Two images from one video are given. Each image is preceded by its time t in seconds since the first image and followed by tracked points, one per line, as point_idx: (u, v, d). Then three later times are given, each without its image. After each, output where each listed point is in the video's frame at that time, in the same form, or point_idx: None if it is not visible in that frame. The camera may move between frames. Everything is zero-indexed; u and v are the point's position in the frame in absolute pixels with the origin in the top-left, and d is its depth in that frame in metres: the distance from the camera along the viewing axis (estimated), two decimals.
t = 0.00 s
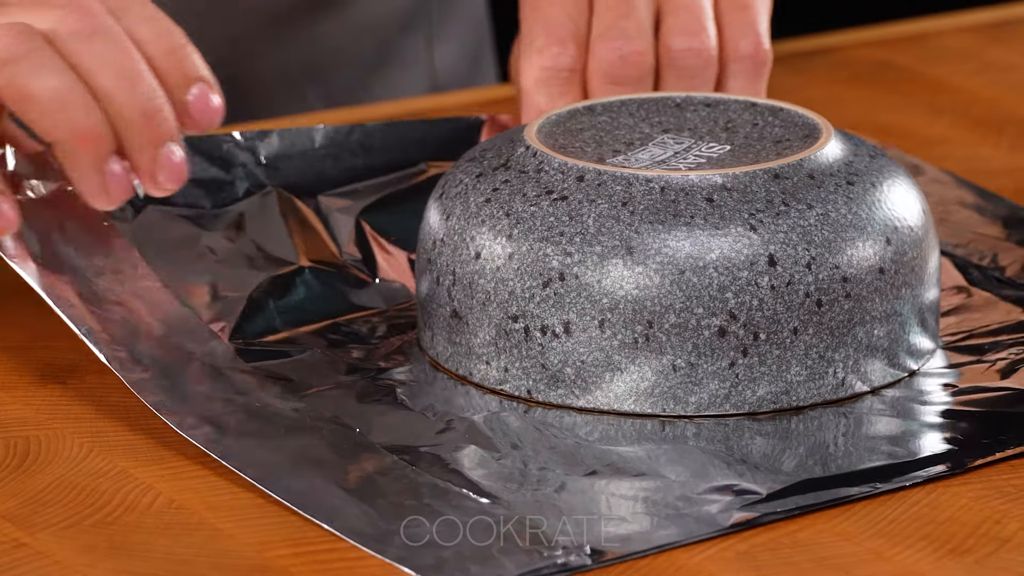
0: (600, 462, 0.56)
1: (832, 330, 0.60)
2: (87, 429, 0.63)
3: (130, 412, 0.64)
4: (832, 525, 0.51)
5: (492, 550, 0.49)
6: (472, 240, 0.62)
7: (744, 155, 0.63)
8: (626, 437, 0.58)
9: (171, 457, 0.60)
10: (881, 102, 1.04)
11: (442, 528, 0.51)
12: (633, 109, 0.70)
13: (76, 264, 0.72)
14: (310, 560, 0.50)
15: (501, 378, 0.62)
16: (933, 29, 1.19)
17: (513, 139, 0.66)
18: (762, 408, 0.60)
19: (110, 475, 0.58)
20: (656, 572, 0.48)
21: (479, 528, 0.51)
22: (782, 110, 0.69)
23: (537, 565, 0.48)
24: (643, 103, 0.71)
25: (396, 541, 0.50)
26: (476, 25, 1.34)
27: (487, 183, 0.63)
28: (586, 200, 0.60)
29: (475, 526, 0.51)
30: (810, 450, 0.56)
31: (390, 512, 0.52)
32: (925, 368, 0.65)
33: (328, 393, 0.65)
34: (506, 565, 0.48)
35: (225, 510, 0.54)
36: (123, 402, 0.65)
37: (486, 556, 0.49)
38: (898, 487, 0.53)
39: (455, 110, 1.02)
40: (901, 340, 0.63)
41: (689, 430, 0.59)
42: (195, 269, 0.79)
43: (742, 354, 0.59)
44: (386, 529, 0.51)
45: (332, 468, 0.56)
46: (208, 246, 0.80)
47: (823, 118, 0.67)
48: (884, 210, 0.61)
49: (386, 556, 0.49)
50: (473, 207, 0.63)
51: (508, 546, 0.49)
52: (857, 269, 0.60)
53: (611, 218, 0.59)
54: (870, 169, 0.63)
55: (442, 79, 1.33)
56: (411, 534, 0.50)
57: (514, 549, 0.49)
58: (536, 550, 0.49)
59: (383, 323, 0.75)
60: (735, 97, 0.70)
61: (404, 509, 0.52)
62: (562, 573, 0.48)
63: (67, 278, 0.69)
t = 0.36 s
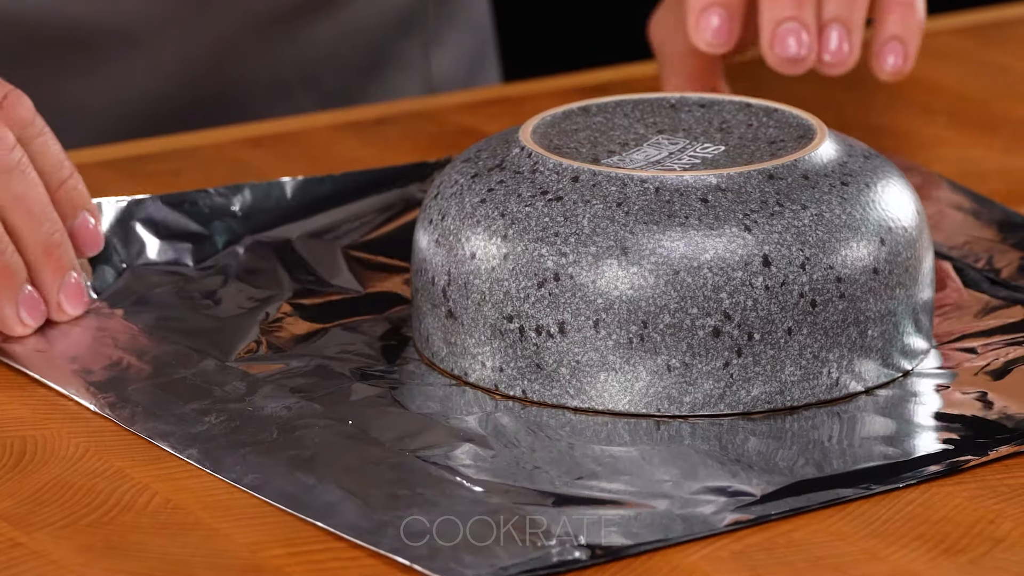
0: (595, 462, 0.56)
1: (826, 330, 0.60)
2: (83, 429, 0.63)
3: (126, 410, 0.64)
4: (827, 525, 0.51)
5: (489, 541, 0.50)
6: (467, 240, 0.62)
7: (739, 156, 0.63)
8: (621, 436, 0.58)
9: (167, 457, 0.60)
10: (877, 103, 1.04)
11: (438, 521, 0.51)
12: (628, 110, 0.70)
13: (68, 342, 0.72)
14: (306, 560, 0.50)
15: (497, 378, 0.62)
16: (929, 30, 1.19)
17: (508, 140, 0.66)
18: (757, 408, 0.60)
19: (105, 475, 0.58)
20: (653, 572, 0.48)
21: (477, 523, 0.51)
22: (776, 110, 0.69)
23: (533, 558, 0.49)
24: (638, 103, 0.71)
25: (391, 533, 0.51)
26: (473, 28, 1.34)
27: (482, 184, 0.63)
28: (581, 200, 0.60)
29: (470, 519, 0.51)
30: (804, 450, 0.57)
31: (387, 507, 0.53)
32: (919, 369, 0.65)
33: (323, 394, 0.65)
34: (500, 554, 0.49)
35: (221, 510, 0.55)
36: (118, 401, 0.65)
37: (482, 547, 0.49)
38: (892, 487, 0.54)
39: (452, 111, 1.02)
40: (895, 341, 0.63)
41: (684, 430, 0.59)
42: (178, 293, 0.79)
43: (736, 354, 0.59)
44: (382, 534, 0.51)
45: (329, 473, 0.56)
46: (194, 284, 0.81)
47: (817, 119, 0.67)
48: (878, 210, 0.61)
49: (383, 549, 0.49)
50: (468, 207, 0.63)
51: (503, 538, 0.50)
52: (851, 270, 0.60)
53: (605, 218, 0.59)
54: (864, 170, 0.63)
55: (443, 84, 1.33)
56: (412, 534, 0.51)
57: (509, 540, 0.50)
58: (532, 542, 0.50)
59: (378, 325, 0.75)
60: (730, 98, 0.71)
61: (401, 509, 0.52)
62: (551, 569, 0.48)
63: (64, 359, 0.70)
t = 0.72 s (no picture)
0: (590, 462, 0.56)
1: (819, 332, 0.60)
2: (80, 429, 0.63)
3: (122, 408, 0.64)
4: (821, 525, 0.51)
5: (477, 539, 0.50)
6: (461, 242, 0.62)
7: (733, 158, 0.63)
8: (615, 437, 0.58)
9: (163, 457, 0.60)
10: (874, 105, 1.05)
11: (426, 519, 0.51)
12: (622, 112, 0.70)
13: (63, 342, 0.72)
14: (302, 560, 0.50)
15: (491, 380, 0.62)
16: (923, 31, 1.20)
17: (503, 142, 0.67)
18: (750, 409, 0.60)
19: (102, 475, 0.59)
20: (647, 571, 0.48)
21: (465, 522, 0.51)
22: (772, 113, 0.69)
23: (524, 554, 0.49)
24: (632, 106, 0.71)
25: (380, 531, 0.51)
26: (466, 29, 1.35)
27: (477, 185, 0.63)
28: (575, 202, 0.60)
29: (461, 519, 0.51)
30: (797, 451, 0.57)
31: (378, 505, 0.53)
32: (913, 371, 0.65)
33: (320, 395, 0.65)
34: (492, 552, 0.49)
35: (217, 511, 0.55)
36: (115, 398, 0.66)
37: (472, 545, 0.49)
38: (885, 488, 0.54)
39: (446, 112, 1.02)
40: (888, 342, 0.63)
41: (677, 431, 0.59)
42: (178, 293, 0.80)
43: (729, 356, 0.59)
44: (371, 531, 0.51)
45: (325, 474, 0.56)
46: (190, 284, 0.81)
47: (812, 121, 0.67)
48: (872, 212, 0.62)
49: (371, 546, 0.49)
50: (463, 209, 0.63)
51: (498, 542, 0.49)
52: (845, 271, 0.60)
53: (599, 220, 0.59)
54: (858, 172, 0.63)
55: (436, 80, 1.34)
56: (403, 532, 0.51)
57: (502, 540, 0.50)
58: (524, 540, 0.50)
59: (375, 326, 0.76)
60: (725, 100, 0.70)
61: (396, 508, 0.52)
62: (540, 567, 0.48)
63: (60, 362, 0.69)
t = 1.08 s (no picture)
0: (585, 461, 0.56)
1: (813, 332, 0.60)
2: (76, 429, 0.63)
3: (118, 408, 0.65)
4: (815, 525, 0.52)
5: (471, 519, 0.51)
6: (456, 242, 0.62)
7: (727, 159, 0.64)
8: (610, 437, 0.58)
9: (160, 457, 0.60)
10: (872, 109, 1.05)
11: (422, 498, 0.52)
12: (618, 113, 0.70)
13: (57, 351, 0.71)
14: (298, 560, 0.51)
15: (486, 379, 0.63)
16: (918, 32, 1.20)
17: (498, 142, 0.67)
18: (744, 409, 0.60)
19: (99, 475, 0.59)
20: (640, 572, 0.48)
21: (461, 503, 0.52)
22: (766, 113, 0.69)
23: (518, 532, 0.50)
24: (628, 106, 0.71)
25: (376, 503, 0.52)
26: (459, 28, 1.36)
27: (472, 186, 0.64)
28: (570, 202, 0.60)
29: (458, 503, 0.52)
30: (792, 450, 0.57)
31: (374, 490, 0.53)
32: (908, 371, 0.65)
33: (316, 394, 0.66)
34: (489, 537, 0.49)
35: (213, 510, 0.55)
36: (112, 399, 0.66)
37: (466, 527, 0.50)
38: (879, 487, 0.54)
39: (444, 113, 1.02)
40: (882, 342, 0.63)
41: (672, 431, 0.59)
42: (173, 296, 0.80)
43: (723, 356, 0.59)
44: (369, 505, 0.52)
45: (322, 465, 0.56)
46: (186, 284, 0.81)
47: (806, 121, 0.67)
48: (866, 213, 0.62)
49: (369, 511, 0.51)
50: (458, 210, 0.63)
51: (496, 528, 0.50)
52: (839, 272, 0.60)
53: (594, 220, 0.59)
54: (852, 173, 0.63)
55: (427, 80, 1.35)
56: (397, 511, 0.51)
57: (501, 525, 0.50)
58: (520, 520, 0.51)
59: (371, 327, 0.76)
60: (721, 101, 0.71)
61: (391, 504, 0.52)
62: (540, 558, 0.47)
63: (54, 368, 0.69)
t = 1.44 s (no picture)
0: (581, 462, 0.56)
1: (807, 332, 0.60)
2: (72, 429, 0.63)
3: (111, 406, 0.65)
4: (809, 525, 0.52)
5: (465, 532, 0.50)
6: (451, 242, 0.63)
7: (722, 160, 0.64)
8: (604, 436, 0.58)
9: (154, 457, 0.60)
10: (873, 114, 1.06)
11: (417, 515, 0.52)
12: (613, 113, 0.71)
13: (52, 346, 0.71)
14: (294, 559, 0.51)
15: (480, 380, 0.63)
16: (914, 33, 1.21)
17: (493, 143, 0.67)
18: (738, 409, 0.60)
19: (95, 475, 0.59)
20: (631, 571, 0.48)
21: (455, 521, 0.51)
22: (761, 114, 0.69)
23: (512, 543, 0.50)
24: (623, 106, 0.71)
25: (369, 528, 0.51)
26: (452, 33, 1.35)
27: (467, 187, 0.64)
28: (564, 203, 0.60)
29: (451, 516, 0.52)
30: (786, 450, 0.57)
31: (365, 501, 0.53)
32: (901, 371, 0.66)
33: (312, 397, 0.66)
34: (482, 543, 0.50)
35: (209, 510, 0.55)
36: (102, 397, 0.66)
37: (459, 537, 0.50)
38: (872, 486, 0.54)
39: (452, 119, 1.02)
40: (876, 342, 0.63)
41: (666, 430, 0.59)
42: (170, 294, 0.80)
43: (717, 356, 0.59)
44: (361, 530, 0.51)
45: (322, 479, 0.56)
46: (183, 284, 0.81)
47: (800, 122, 0.67)
48: (860, 214, 0.62)
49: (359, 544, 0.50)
50: (453, 210, 0.63)
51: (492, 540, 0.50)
52: (833, 272, 0.60)
53: (588, 220, 0.60)
54: (846, 173, 0.64)
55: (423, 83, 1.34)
56: (389, 529, 0.51)
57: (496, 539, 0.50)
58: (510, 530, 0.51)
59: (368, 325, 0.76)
60: (715, 101, 0.71)
61: (384, 509, 0.53)
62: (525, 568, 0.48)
63: (48, 361, 0.69)
